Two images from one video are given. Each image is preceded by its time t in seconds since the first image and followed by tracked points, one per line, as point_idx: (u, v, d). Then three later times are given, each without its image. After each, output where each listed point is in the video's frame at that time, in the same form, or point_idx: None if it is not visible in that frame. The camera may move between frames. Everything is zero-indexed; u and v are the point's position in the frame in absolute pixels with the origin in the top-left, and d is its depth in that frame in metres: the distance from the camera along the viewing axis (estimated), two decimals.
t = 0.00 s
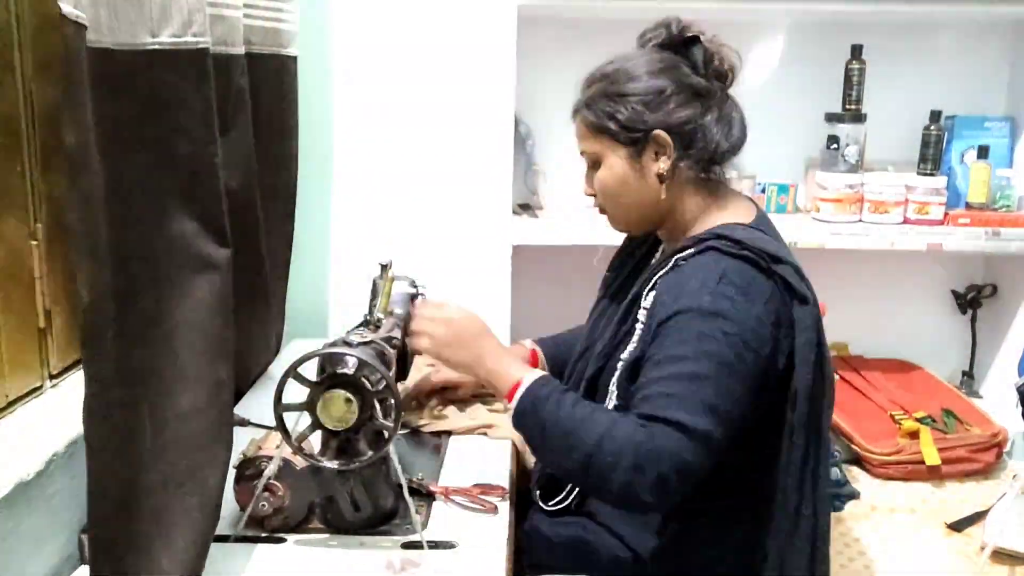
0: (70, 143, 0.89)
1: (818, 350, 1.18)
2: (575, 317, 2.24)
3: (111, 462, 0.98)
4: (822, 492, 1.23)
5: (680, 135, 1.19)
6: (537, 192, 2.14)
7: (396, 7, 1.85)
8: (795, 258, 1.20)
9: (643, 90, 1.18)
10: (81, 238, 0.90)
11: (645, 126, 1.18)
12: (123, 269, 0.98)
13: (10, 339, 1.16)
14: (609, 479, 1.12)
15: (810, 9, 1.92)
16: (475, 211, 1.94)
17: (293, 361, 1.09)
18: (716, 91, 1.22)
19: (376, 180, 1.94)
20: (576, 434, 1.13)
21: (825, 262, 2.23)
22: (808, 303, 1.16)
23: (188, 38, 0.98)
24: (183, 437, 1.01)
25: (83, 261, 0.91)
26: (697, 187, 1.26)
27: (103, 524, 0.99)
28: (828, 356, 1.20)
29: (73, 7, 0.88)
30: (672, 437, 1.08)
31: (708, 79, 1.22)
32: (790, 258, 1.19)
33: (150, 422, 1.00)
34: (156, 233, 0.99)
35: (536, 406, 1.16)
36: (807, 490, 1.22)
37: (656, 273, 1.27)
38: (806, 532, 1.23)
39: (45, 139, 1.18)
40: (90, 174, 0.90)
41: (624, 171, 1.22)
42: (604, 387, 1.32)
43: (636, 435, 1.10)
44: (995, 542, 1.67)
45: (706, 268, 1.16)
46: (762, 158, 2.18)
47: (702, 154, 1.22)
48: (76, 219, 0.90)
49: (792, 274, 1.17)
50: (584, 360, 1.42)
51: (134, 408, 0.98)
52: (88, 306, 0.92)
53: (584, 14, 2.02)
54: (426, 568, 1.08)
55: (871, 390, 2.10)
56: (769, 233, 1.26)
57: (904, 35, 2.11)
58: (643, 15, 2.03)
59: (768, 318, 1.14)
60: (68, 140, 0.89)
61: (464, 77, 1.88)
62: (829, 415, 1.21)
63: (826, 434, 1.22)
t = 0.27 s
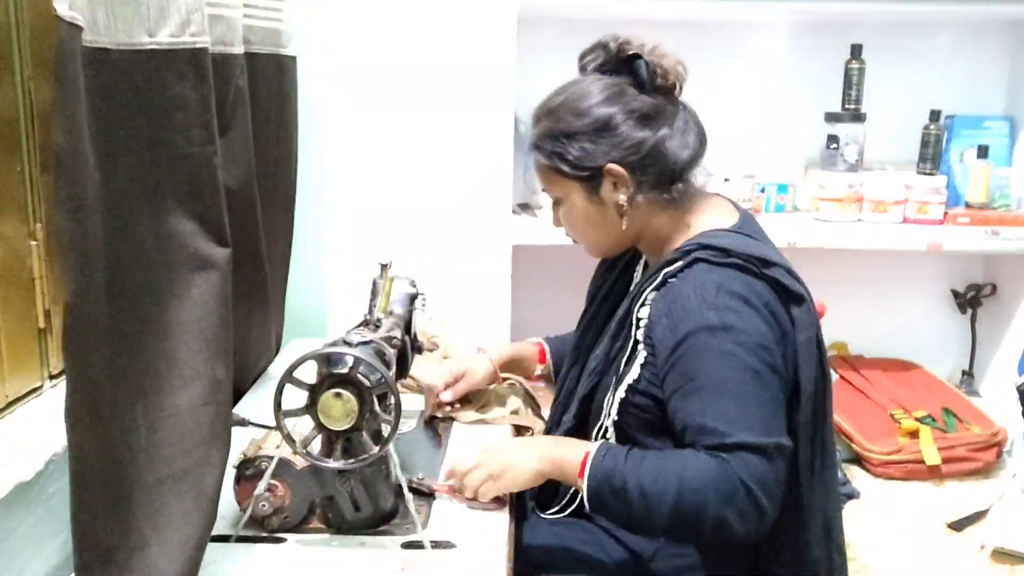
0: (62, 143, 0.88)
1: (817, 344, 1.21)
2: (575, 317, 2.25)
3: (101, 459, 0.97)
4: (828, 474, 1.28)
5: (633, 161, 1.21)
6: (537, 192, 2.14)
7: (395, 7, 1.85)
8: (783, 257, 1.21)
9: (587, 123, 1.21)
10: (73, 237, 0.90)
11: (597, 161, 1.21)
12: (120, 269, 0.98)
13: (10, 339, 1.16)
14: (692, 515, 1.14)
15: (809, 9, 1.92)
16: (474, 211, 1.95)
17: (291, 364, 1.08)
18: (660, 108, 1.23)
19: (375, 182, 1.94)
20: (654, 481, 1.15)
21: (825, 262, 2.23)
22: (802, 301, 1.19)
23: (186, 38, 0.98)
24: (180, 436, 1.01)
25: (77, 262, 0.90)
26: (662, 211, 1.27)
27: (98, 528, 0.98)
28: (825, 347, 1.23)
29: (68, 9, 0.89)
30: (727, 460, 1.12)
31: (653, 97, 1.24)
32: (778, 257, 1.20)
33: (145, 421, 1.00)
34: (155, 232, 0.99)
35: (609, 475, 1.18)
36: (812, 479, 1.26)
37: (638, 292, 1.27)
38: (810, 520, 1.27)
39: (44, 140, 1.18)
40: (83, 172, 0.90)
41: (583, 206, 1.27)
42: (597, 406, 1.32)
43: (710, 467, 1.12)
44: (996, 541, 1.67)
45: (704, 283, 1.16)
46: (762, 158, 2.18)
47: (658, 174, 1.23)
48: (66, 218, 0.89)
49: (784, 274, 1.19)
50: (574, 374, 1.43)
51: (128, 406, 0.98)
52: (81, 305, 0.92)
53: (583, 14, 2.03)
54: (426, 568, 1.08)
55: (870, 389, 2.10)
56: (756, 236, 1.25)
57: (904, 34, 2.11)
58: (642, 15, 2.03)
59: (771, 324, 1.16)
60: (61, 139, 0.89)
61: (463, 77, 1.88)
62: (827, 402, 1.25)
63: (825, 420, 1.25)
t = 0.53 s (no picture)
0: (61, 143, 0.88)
1: (806, 338, 1.19)
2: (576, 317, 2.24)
3: (100, 460, 0.96)
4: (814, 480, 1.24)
5: (627, 160, 1.21)
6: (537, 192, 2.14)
7: (396, 7, 1.85)
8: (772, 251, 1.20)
9: (583, 122, 1.21)
10: (75, 236, 0.90)
11: (591, 160, 1.22)
12: (120, 269, 0.97)
13: (10, 339, 1.15)
14: (677, 501, 1.13)
15: (810, 10, 1.92)
16: (474, 211, 1.95)
17: (290, 366, 1.08)
18: (657, 108, 1.23)
19: (375, 182, 1.94)
20: (634, 465, 1.15)
21: (825, 262, 2.23)
22: (792, 293, 1.18)
23: (186, 37, 0.98)
24: (180, 436, 1.01)
25: (79, 260, 0.91)
26: (656, 208, 1.27)
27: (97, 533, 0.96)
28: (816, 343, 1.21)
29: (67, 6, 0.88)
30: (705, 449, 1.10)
31: (649, 97, 1.24)
32: (767, 250, 1.20)
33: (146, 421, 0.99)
34: (155, 232, 0.99)
35: (600, 455, 1.19)
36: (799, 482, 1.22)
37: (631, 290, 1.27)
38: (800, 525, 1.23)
39: (44, 139, 1.18)
40: (86, 172, 0.90)
41: (579, 204, 1.27)
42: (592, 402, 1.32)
43: (687, 454, 1.11)
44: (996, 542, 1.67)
45: (691, 274, 1.16)
46: (762, 158, 2.18)
47: (653, 173, 1.23)
48: (67, 218, 0.90)
49: (772, 267, 1.18)
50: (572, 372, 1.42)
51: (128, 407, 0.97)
52: (82, 303, 0.92)
53: (583, 14, 2.02)
54: (426, 568, 1.08)
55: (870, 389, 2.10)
56: (746, 232, 1.26)
57: (904, 34, 2.11)
58: (642, 15, 2.03)
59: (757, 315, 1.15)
60: (64, 138, 0.89)
61: (464, 77, 1.88)
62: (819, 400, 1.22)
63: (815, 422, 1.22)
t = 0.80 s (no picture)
0: (67, 143, 0.89)
1: (776, 340, 1.18)
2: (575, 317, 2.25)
3: (108, 459, 0.97)
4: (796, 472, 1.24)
5: (561, 196, 1.20)
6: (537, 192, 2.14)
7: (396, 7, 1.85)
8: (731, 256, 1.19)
9: (514, 163, 1.20)
10: (78, 236, 0.91)
11: (525, 201, 1.21)
12: (121, 268, 0.98)
13: (10, 339, 1.15)
14: (677, 525, 1.16)
15: (810, 10, 1.92)
16: (474, 211, 1.95)
17: (290, 365, 1.08)
18: (587, 137, 1.22)
19: (375, 183, 1.94)
20: (638, 490, 1.17)
21: (825, 262, 2.23)
22: (756, 298, 1.17)
23: (186, 38, 0.97)
24: (180, 436, 1.01)
25: (83, 261, 0.92)
26: (602, 235, 1.26)
27: (101, 526, 0.98)
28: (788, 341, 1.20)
29: (72, 7, 0.92)
30: (699, 476, 1.12)
31: (578, 126, 1.23)
32: (726, 256, 1.19)
33: (148, 422, 1.00)
34: (156, 231, 0.99)
35: (606, 480, 1.20)
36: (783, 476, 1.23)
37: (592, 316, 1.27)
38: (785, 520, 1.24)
39: (44, 139, 1.18)
40: (88, 172, 0.91)
41: (525, 241, 1.28)
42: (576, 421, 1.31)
43: (682, 484, 1.13)
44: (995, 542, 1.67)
45: (654, 295, 1.15)
46: (761, 158, 2.18)
47: (591, 201, 1.22)
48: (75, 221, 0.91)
49: (733, 274, 1.17)
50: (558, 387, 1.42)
51: (129, 408, 0.98)
52: (84, 304, 0.92)
53: (583, 14, 2.02)
54: (426, 568, 1.08)
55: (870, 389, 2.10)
56: (704, 240, 1.26)
57: (903, 34, 2.11)
58: (642, 15, 2.03)
59: (722, 328, 1.14)
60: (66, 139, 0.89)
61: (464, 78, 1.88)
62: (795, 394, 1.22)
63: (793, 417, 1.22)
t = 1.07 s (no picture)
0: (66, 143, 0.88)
1: (767, 332, 1.18)
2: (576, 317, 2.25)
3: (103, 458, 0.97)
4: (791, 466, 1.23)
5: (560, 188, 1.21)
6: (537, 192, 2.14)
7: (396, 8, 1.85)
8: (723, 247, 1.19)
9: (513, 157, 1.21)
10: (76, 236, 0.90)
11: (524, 193, 1.22)
12: (120, 268, 0.98)
13: (9, 339, 1.14)
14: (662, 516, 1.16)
15: (811, 10, 1.92)
16: (474, 211, 1.95)
17: (290, 365, 1.08)
18: (586, 132, 1.22)
19: (375, 182, 1.93)
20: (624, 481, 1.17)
21: (826, 262, 2.23)
22: (748, 290, 1.16)
23: (186, 37, 0.97)
24: (179, 436, 1.01)
25: (79, 262, 0.90)
26: (600, 230, 1.26)
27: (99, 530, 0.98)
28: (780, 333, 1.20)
29: (69, 8, 0.89)
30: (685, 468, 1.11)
31: (577, 122, 1.23)
32: (718, 248, 1.19)
33: (146, 421, 1.00)
34: (156, 231, 0.99)
35: (596, 472, 1.20)
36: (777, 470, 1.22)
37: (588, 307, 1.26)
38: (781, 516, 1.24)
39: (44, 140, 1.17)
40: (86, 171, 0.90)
41: (523, 234, 1.28)
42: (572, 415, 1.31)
43: (668, 473, 1.13)
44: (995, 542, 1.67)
45: (645, 285, 1.16)
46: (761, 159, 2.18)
47: (588, 195, 1.21)
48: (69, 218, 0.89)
49: (724, 265, 1.17)
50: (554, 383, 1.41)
51: (128, 407, 0.98)
52: (83, 303, 0.92)
53: (584, 14, 2.02)
54: (426, 568, 1.08)
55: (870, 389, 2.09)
56: (698, 232, 1.25)
57: (904, 34, 2.11)
58: (642, 15, 2.03)
59: (713, 320, 1.14)
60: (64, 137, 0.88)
61: (464, 78, 1.88)
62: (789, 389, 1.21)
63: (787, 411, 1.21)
